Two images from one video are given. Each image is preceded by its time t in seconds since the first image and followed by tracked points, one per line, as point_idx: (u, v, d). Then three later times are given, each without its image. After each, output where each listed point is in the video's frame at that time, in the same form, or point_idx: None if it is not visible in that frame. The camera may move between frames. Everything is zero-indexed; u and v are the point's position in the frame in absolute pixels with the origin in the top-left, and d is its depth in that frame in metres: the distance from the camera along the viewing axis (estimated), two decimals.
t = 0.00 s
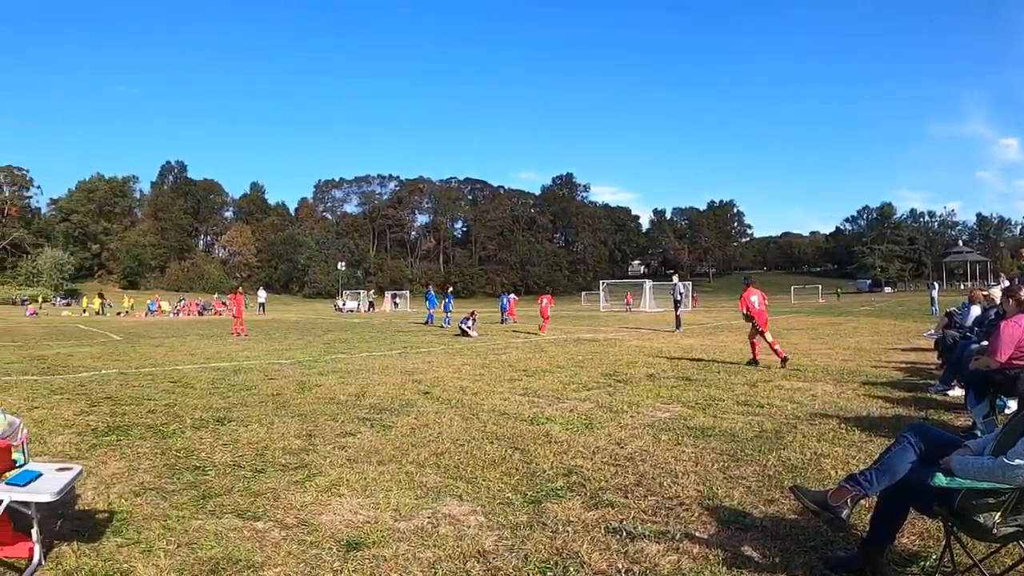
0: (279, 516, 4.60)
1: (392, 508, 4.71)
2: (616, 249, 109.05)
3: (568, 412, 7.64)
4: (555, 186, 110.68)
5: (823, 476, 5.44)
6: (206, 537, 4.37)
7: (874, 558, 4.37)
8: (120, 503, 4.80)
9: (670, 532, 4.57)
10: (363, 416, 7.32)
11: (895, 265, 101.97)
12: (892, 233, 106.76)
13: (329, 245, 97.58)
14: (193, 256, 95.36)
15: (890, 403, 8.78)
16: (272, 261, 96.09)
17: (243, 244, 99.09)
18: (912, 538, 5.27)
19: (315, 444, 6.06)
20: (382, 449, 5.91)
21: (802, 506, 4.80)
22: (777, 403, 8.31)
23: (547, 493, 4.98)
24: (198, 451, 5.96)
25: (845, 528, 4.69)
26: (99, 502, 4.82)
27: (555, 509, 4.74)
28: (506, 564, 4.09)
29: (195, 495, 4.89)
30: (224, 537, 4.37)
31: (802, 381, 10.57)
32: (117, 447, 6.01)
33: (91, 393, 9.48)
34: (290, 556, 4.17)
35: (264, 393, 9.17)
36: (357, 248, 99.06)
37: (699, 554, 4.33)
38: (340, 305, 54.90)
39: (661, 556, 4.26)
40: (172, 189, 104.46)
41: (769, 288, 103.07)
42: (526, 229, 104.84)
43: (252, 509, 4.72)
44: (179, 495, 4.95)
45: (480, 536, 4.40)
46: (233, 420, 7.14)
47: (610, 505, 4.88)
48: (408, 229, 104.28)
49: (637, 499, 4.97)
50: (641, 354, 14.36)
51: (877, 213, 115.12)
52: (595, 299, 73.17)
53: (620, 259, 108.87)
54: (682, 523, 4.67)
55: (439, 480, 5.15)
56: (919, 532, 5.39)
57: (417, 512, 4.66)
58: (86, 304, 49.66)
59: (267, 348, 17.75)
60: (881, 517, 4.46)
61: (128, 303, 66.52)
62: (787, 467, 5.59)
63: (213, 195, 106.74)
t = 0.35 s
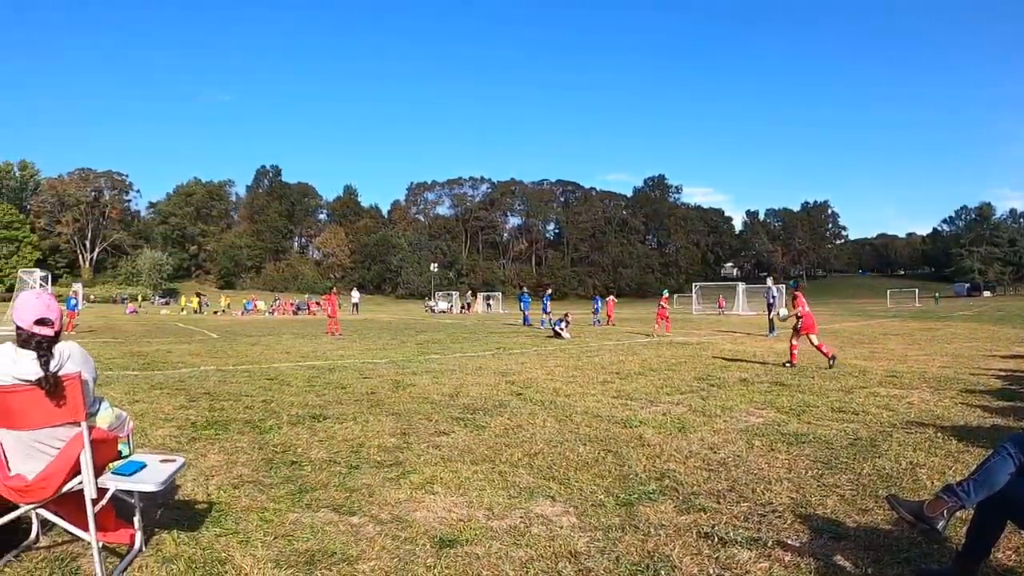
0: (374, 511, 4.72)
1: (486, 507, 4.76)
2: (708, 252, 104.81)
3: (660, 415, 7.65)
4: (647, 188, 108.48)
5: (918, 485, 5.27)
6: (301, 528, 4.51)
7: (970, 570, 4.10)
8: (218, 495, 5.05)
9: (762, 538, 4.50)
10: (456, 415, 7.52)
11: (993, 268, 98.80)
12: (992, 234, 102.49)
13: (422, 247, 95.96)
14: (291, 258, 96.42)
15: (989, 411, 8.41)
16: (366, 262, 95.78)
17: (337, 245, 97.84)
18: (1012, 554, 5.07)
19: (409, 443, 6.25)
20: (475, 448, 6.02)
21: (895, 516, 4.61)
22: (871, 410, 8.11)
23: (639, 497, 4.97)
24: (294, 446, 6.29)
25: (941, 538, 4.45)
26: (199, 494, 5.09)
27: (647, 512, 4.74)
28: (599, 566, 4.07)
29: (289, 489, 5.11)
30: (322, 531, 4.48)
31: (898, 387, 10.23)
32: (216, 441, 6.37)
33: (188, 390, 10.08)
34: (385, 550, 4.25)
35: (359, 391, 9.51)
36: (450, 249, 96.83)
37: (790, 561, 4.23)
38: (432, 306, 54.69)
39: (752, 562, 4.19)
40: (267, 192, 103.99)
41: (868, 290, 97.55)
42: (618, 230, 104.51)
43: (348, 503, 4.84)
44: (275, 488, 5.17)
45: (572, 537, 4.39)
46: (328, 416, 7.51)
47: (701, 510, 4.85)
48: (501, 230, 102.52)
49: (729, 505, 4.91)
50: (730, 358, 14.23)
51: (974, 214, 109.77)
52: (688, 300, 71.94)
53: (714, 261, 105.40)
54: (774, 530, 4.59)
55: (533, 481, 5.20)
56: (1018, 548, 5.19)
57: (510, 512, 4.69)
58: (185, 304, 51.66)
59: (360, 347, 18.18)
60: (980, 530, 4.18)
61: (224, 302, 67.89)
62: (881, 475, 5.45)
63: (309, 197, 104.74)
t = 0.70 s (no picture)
0: (469, 504, 4.80)
1: (579, 503, 4.82)
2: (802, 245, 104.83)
3: (755, 413, 7.64)
4: (738, 182, 108.60)
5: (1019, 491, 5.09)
6: (398, 518, 4.61)
7: None
8: (316, 486, 5.19)
9: (858, 540, 4.41)
10: (548, 411, 7.67)
11: None
12: None
13: (513, 242, 97.07)
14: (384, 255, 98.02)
15: None
16: (458, 257, 99.42)
17: (428, 242, 101.42)
18: None
19: (504, 437, 6.41)
20: (569, 445, 6.11)
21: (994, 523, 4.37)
22: (971, 411, 7.87)
23: (733, 495, 4.97)
24: (389, 438, 6.55)
25: None
26: (297, 484, 5.25)
27: (741, 511, 4.73)
28: (693, 564, 4.04)
29: (386, 480, 5.28)
30: (416, 522, 4.57)
31: (1000, 387, 9.81)
32: (312, 433, 6.66)
33: (285, 382, 10.51)
34: (479, 542, 4.30)
35: (452, 385, 9.78)
36: (540, 245, 98.00)
37: (886, 564, 4.11)
38: (526, 302, 54.51)
39: (847, 564, 4.11)
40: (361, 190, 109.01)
41: (964, 287, 92.78)
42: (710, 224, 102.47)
43: (445, 495, 4.95)
44: (371, 481, 5.30)
45: (665, 534, 4.40)
46: (422, 409, 7.78)
47: (796, 510, 4.82)
48: (592, 226, 104.19)
49: (824, 505, 4.88)
50: (823, 355, 13.99)
51: None
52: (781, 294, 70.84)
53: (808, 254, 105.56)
54: (869, 532, 4.51)
55: (627, 477, 5.26)
56: None
57: (603, 507, 4.74)
58: (280, 300, 53.64)
59: (450, 342, 18.40)
60: None
61: (318, 296, 69.11)
62: (978, 479, 5.30)
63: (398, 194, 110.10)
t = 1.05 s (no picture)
0: (519, 504, 4.85)
1: (630, 503, 4.84)
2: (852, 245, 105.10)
3: (804, 414, 7.61)
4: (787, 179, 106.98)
5: None
6: (449, 517, 4.68)
7: None
8: (366, 483, 5.27)
9: (910, 545, 4.39)
10: (599, 411, 7.69)
11: None
12: None
13: (560, 241, 97.86)
14: (431, 254, 98.29)
15: None
16: (505, 257, 98.48)
17: (476, 241, 101.85)
18: None
19: (554, 437, 6.45)
20: (618, 445, 6.15)
21: None
22: None
23: (784, 497, 4.97)
24: (441, 436, 6.60)
25: None
26: (347, 482, 5.33)
27: (791, 513, 4.74)
28: (744, 567, 4.06)
29: (437, 478, 5.34)
30: (468, 521, 4.61)
31: None
32: (362, 431, 6.77)
33: (335, 380, 10.65)
34: (530, 542, 4.34)
35: (503, 384, 9.83)
36: (588, 244, 98.27)
37: (937, 570, 4.09)
38: (573, 300, 54.47)
39: (899, 570, 4.08)
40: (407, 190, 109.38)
41: (1016, 287, 90.89)
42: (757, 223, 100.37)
43: (495, 494, 5.00)
44: (421, 479, 5.37)
45: (716, 535, 4.41)
46: (472, 408, 7.84)
47: (847, 513, 4.81)
48: (639, 225, 103.07)
49: (875, 509, 4.86)
50: (875, 355, 13.81)
51: None
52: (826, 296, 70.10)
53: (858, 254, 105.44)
54: (921, 537, 4.49)
55: (678, 478, 5.28)
56: None
57: (654, 508, 4.77)
58: (327, 298, 54.35)
59: (496, 341, 18.48)
60: None
61: (366, 296, 69.48)
62: None
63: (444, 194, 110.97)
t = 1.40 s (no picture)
0: (520, 504, 4.85)
1: (631, 504, 4.84)
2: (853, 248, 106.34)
3: (806, 416, 7.60)
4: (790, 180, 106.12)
5: None
6: (449, 517, 4.68)
7: None
8: (367, 483, 5.28)
9: (910, 548, 4.39)
10: (601, 412, 7.68)
11: None
12: None
13: (563, 242, 99.29)
14: (433, 254, 97.68)
15: None
16: (508, 257, 99.03)
17: (478, 242, 100.85)
18: None
19: (556, 437, 6.45)
20: (621, 445, 6.15)
21: None
22: None
23: (785, 499, 4.97)
24: (443, 437, 6.60)
25: None
26: (348, 480, 5.33)
27: (792, 515, 4.74)
28: (744, 568, 4.07)
29: (438, 478, 5.35)
30: (468, 521, 4.62)
31: None
32: (363, 430, 6.79)
33: (336, 379, 10.65)
34: (531, 542, 4.34)
35: (505, 385, 9.82)
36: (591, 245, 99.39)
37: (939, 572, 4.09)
38: (576, 301, 54.55)
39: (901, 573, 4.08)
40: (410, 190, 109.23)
41: (1017, 291, 90.76)
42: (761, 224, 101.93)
43: (496, 494, 5.00)
44: (423, 478, 5.37)
45: (717, 537, 4.40)
46: (473, 409, 7.83)
47: (848, 515, 4.81)
48: (643, 226, 103.23)
49: (876, 512, 4.86)
50: (877, 359, 13.80)
51: None
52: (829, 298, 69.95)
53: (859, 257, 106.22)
54: (921, 540, 4.49)
55: (679, 479, 5.28)
56: None
57: (654, 509, 4.77)
58: (329, 297, 54.32)
59: (498, 341, 18.44)
60: None
61: (370, 295, 69.33)
62: None
63: (448, 194, 110.81)
